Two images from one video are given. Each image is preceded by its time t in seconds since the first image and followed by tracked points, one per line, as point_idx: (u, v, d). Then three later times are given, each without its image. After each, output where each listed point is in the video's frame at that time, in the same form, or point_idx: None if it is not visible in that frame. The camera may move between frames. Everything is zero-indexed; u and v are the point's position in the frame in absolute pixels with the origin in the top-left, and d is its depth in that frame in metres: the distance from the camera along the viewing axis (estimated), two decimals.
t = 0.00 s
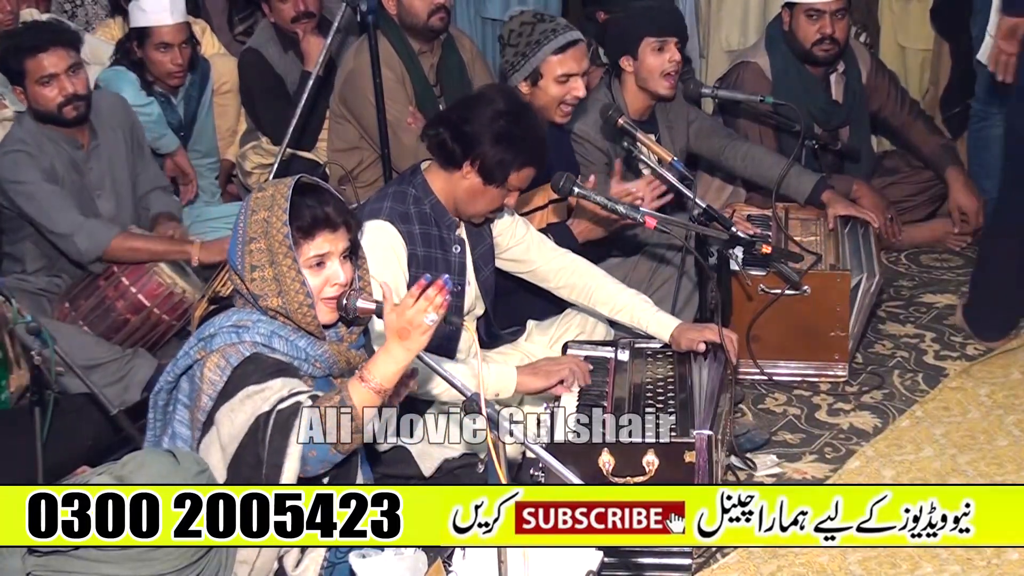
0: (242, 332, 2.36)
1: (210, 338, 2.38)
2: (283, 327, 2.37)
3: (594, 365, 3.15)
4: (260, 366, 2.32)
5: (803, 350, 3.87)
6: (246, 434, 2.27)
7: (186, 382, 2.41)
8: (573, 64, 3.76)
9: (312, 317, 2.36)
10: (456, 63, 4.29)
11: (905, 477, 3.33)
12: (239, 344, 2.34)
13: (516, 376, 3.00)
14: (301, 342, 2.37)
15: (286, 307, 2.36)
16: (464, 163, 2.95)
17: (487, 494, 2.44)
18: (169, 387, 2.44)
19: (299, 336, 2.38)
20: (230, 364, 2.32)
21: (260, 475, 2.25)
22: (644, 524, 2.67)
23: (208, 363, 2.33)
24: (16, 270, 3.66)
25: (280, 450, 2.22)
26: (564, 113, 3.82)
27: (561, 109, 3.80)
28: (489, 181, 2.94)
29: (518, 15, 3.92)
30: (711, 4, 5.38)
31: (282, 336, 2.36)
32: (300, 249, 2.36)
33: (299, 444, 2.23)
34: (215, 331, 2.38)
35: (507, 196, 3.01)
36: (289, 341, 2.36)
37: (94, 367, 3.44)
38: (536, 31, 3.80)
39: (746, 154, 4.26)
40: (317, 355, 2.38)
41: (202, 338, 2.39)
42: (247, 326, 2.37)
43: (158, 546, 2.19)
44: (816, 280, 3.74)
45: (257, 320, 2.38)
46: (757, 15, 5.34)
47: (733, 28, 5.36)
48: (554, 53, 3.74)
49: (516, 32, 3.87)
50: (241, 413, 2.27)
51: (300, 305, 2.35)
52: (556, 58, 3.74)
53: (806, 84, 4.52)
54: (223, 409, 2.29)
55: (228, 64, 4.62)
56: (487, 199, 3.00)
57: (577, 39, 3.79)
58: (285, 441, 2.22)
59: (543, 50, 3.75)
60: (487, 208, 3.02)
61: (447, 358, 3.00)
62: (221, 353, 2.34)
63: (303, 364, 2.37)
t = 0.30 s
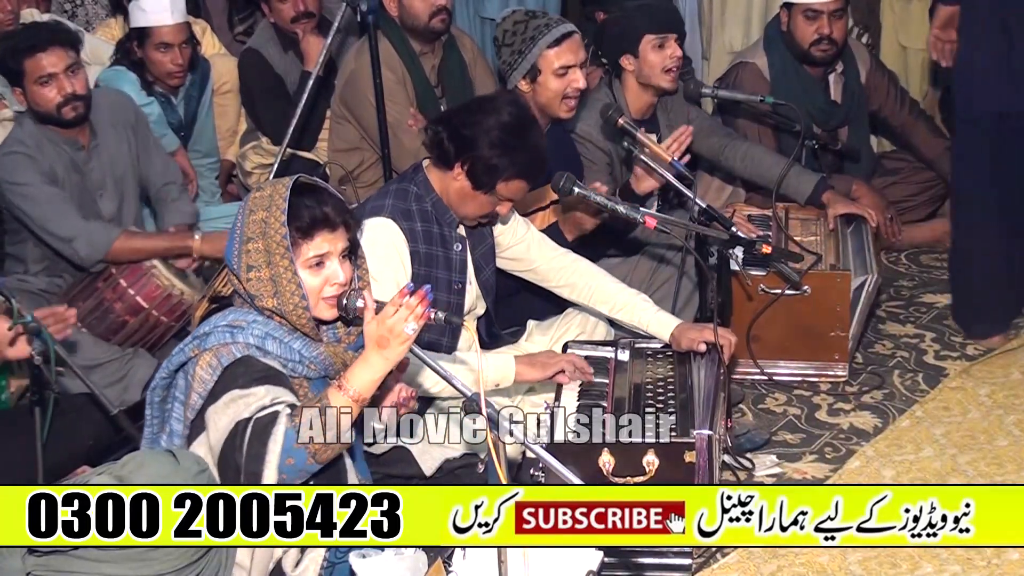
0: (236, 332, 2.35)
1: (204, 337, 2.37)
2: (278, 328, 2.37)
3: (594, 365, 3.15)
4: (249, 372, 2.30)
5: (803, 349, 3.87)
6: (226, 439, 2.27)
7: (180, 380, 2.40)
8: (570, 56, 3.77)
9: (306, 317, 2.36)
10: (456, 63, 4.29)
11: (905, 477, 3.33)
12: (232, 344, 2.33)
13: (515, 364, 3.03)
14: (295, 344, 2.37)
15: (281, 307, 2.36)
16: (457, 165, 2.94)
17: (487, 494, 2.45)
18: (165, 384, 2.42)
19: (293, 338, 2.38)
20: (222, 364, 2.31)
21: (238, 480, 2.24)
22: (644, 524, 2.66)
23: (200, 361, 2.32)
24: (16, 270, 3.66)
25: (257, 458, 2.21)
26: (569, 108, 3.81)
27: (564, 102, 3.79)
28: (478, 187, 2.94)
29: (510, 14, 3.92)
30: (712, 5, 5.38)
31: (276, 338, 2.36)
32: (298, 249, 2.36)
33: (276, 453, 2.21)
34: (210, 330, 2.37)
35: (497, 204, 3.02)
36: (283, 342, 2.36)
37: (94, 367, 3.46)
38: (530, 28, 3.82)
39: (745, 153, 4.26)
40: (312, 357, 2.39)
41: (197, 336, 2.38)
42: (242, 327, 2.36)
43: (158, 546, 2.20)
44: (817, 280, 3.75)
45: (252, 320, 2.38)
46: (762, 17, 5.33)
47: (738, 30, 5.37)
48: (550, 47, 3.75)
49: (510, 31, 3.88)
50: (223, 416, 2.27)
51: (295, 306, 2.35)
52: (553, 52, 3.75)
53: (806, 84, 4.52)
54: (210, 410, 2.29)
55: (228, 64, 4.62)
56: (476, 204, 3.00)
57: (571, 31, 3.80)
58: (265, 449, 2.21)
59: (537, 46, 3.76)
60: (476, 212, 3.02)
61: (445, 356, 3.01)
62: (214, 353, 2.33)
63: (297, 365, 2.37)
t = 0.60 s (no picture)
0: (233, 335, 2.35)
1: (200, 337, 2.37)
2: (276, 331, 2.38)
3: (594, 365, 3.15)
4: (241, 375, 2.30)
5: (803, 349, 3.87)
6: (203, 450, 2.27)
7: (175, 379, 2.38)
8: (576, 53, 3.77)
9: (305, 317, 2.35)
10: (457, 64, 4.29)
11: (905, 477, 3.33)
12: (227, 348, 2.33)
13: (511, 364, 3.01)
14: (293, 348, 2.39)
15: (280, 307, 2.36)
16: (455, 162, 2.95)
17: (487, 494, 2.45)
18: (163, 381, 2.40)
19: (291, 341, 2.39)
20: (215, 368, 2.31)
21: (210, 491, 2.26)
22: (644, 524, 2.66)
23: (195, 362, 2.32)
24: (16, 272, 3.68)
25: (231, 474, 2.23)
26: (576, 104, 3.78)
27: (573, 98, 3.76)
28: (478, 183, 2.94)
29: (511, 16, 3.92)
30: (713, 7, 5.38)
31: (273, 342, 2.37)
32: (297, 250, 2.36)
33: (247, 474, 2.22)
34: (207, 330, 2.37)
35: (497, 202, 3.02)
36: (279, 346, 2.37)
37: (94, 368, 3.44)
38: (533, 28, 3.82)
39: (745, 153, 4.27)
40: (309, 360, 2.41)
41: (193, 335, 2.37)
42: (239, 329, 2.37)
43: (158, 546, 2.21)
44: (818, 279, 3.74)
45: (249, 323, 2.38)
46: (763, 19, 5.33)
47: (738, 35, 5.37)
48: (556, 45, 3.76)
49: (512, 32, 3.87)
50: (205, 409, 2.28)
51: (294, 306, 2.34)
52: (558, 50, 3.75)
53: (807, 84, 4.52)
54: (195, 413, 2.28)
55: (228, 64, 4.62)
56: (475, 202, 3.01)
57: (575, 30, 3.81)
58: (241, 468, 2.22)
59: (544, 43, 3.75)
60: (475, 210, 3.03)
61: (444, 358, 3.00)
62: (209, 354, 2.33)
63: (293, 369, 2.39)
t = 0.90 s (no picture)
0: (227, 339, 2.32)
1: (195, 338, 2.35)
2: (271, 335, 2.35)
3: (595, 365, 3.15)
4: (228, 384, 2.28)
5: (803, 350, 3.87)
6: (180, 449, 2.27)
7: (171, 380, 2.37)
8: (585, 56, 3.72)
9: (306, 313, 2.33)
10: (459, 65, 4.29)
11: (905, 477, 3.33)
12: (221, 352, 2.30)
13: (512, 367, 3.01)
14: (288, 351, 2.36)
15: (280, 303, 2.34)
16: (454, 158, 2.96)
17: (487, 494, 2.43)
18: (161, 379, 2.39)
19: (287, 344, 2.36)
20: (206, 372, 2.28)
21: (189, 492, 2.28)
22: (644, 524, 2.66)
23: (187, 364, 2.30)
24: (16, 270, 3.69)
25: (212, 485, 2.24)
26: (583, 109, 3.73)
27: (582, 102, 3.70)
28: (478, 176, 2.93)
29: (517, 20, 3.85)
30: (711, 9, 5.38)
31: (268, 346, 2.34)
32: (296, 244, 2.35)
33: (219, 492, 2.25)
34: (203, 332, 2.35)
35: (499, 194, 2.99)
36: (273, 349, 2.34)
37: (93, 367, 3.43)
38: (542, 31, 3.76)
39: (746, 153, 4.27)
40: (306, 363, 2.37)
41: (189, 336, 2.35)
42: (234, 333, 2.34)
43: (158, 546, 2.21)
44: (818, 279, 3.75)
45: (244, 327, 2.35)
46: (761, 22, 5.34)
47: (735, 37, 5.37)
48: (565, 48, 3.70)
49: (521, 37, 3.80)
50: (191, 411, 2.27)
51: (294, 301, 2.32)
52: (567, 53, 3.69)
53: (808, 85, 4.52)
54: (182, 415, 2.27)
55: (229, 64, 4.62)
56: (478, 196, 2.99)
57: (583, 31, 3.76)
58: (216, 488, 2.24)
59: (553, 47, 3.70)
60: (478, 205, 3.01)
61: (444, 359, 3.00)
62: (202, 357, 2.30)
63: (289, 373, 2.35)
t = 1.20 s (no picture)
0: (223, 341, 2.34)
1: (191, 339, 2.35)
2: (267, 337, 2.37)
3: (595, 365, 3.15)
4: (221, 390, 2.30)
5: (804, 349, 3.87)
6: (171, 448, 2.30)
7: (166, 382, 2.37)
8: (587, 57, 3.72)
9: (310, 302, 2.32)
10: (458, 65, 4.29)
11: (905, 477, 3.33)
12: (215, 355, 2.32)
13: (518, 364, 2.98)
14: (284, 352, 2.37)
15: (285, 292, 2.32)
16: (449, 157, 2.97)
17: (487, 494, 2.43)
18: (158, 380, 2.39)
19: (283, 346, 2.37)
20: (200, 374, 2.29)
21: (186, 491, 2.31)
22: (644, 524, 2.66)
23: (182, 365, 2.31)
24: (16, 269, 3.69)
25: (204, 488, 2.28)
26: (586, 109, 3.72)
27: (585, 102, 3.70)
28: (479, 175, 2.93)
29: (521, 21, 3.85)
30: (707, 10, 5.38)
31: (263, 348, 2.35)
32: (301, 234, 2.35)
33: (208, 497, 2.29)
34: (198, 333, 2.36)
35: (498, 189, 2.98)
36: (269, 351, 2.35)
37: (92, 368, 3.47)
38: (545, 32, 3.76)
39: (747, 153, 4.27)
40: (302, 364, 2.38)
41: (185, 337, 2.36)
42: (230, 335, 2.35)
43: (158, 546, 2.22)
44: (818, 279, 3.75)
45: (240, 329, 2.36)
46: (757, 23, 5.33)
47: (731, 38, 5.36)
48: (567, 50, 3.70)
49: (522, 37, 3.81)
50: (182, 413, 2.29)
51: (299, 290, 2.31)
52: (570, 54, 3.69)
53: (808, 84, 4.52)
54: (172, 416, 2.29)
55: (229, 64, 4.62)
56: (477, 193, 2.99)
57: (587, 33, 3.75)
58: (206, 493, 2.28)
59: (556, 49, 3.69)
60: (478, 202, 3.00)
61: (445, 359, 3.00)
62: (197, 359, 2.31)
63: (285, 375, 2.36)
